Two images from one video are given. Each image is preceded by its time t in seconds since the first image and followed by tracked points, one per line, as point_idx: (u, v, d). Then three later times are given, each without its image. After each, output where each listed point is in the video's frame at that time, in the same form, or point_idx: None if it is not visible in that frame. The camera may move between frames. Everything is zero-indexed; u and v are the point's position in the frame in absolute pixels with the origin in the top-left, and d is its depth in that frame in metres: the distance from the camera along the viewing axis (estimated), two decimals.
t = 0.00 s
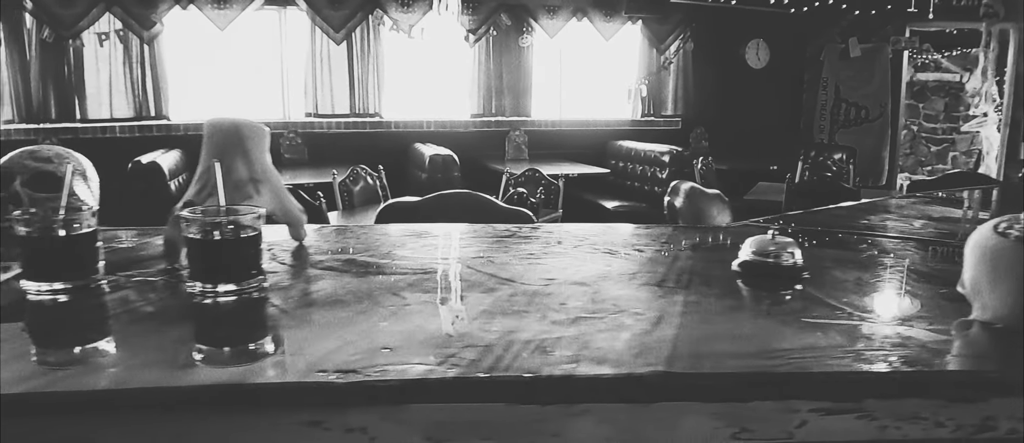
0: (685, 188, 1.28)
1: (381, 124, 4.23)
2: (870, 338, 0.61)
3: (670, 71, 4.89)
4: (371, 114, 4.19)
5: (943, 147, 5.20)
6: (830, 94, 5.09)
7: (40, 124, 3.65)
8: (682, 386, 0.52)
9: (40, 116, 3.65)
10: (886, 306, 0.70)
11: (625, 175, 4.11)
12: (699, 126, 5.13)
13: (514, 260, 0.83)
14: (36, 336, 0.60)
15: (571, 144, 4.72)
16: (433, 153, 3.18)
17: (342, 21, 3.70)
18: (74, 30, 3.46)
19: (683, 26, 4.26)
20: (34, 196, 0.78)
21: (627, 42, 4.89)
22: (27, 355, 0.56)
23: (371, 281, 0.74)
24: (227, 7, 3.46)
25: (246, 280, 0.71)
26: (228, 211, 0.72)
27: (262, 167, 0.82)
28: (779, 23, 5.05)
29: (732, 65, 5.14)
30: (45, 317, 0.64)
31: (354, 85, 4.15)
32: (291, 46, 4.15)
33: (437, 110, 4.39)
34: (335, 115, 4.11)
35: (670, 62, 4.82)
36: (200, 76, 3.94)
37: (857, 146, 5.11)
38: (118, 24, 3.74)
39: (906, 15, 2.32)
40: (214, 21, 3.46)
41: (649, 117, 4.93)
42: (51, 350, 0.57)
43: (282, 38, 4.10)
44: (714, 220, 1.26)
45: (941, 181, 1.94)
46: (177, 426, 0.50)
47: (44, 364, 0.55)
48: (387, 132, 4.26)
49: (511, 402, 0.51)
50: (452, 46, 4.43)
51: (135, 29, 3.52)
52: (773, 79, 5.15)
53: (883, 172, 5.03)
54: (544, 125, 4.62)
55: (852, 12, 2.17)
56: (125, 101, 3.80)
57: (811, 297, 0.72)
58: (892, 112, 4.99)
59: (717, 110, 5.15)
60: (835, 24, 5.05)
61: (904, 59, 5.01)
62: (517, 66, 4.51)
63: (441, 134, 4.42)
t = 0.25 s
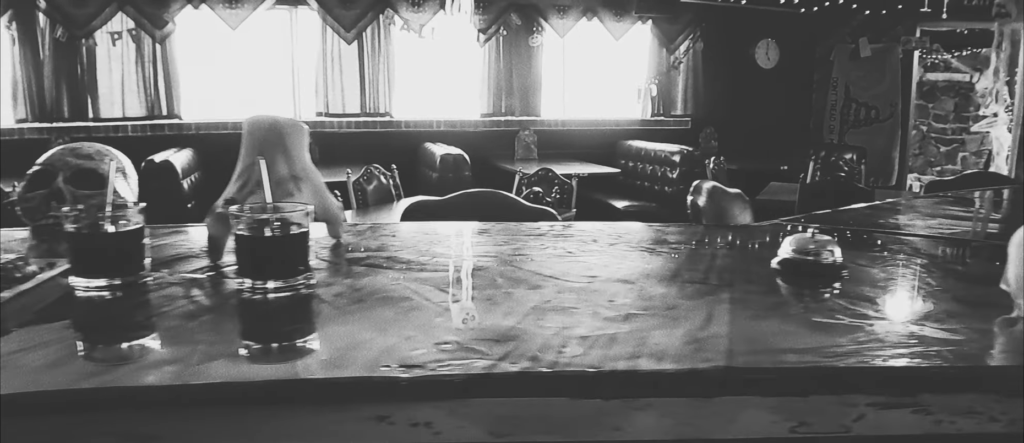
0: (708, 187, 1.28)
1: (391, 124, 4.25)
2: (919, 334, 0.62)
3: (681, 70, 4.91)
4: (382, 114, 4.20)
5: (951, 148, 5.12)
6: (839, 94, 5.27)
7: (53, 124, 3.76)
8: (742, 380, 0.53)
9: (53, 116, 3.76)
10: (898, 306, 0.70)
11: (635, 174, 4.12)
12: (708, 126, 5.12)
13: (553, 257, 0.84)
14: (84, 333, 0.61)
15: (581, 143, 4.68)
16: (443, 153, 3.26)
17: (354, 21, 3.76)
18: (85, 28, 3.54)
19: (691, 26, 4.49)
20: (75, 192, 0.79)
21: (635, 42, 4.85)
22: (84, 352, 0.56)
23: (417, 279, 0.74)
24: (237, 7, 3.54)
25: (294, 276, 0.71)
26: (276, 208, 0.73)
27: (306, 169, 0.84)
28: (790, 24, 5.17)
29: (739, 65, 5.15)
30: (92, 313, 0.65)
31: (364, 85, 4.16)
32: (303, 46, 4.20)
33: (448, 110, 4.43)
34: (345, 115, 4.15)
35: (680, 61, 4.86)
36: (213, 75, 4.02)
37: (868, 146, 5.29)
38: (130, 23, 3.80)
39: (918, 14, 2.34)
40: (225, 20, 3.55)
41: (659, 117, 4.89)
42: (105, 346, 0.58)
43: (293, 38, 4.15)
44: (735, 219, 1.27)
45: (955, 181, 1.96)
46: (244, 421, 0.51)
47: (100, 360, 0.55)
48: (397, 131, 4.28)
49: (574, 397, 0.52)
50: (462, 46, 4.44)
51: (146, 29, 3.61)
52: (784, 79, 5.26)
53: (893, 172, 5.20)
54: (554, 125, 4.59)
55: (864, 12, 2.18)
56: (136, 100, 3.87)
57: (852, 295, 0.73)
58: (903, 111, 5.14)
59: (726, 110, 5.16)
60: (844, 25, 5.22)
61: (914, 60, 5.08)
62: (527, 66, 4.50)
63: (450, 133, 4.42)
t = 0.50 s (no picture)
0: (732, 186, 1.30)
1: (405, 123, 4.28)
2: (966, 328, 0.63)
3: (694, 71, 4.87)
4: (397, 114, 4.24)
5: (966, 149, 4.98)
6: (853, 94, 5.42)
7: (70, 123, 3.77)
8: (797, 375, 0.55)
9: (71, 114, 3.77)
10: (916, 309, 0.68)
11: (649, 175, 4.14)
12: (722, 126, 5.13)
13: (591, 252, 0.85)
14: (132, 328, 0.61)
15: (591, 143, 4.75)
16: (456, 153, 3.30)
17: (368, 19, 4.04)
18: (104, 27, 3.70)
19: (704, 25, 4.77)
20: (118, 189, 0.81)
21: (650, 42, 4.85)
22: (143, 345, 0.57)
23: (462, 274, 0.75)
24: (253, 6, 3.88)
25: (342, 272, 0.72)
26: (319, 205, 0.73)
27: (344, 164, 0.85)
28: (801, 22, 5.32)
29: (755, 66, 5.22)
30: (140, 308, 0.66)
31: (378, 86, 4.19)
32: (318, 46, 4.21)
33: (463, 110, 4.45)
34: (360, 114, 4.19)
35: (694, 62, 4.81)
36: (229, 73, 4.07)
37: (882, 146, 5.36)
38: (147, 23, 3.85)
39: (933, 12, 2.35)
40: (241, 18, 3.88)
41: (672, 117, 4.86)
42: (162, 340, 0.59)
43: (306, 37, 4.14)
44: (762, 218, 1.28)
45: (971, 181, 1.98)
46: (310, 414, 0.52)
47: (160, 353, 0.56)
48: (411, 131, 4.33)
49: (634, 391, 0.54)
50: (476, 45, 4.46)
51: (163, 28, 3.82)
52: (796, 79, 5.40)
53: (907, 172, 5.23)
54: (567, 124, 4.62)
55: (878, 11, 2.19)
56: (153, 99, 3.90)
57: (891, 291, 0.74)
58: (918, 111, 5.18)
59: (740, 110, 5.20)
60: (858, 25, 5.36)
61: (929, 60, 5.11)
62: (540, 65, 4.51)
63: (463, 133, 4.47)
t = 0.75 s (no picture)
0: (758, 186, 1.28)
1: (420, 123, 4.31)
2: (1008, 329, 0.64)
3: (710, 71, 4.88)
4: (412, 113, 4.28)
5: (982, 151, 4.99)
6: (870, 96, 5.38)
7: (89, 122, 3.85)
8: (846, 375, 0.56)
9: (91, 113, 3.88)
10: (933, 312, 0.68)
11: (664, 175, 4.14)
12: (738, 126, 5.08)
13: (626, 252, 0.85)
14: (180, 326, 0.62)
15: (606, 143, 4.73)
16: (472, 153, 3.32)
17: (384, 19, 3.97)
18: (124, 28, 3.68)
19: (720, 25, 4.77)
20: (159, 188, 0.81)
21: (665, 42, 4.84)
22: (194, 343, 0.58)
23: (503, 273, 0.75)
24: (269, 6, 3.77)
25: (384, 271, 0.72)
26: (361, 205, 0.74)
27: (378, 161, 0.86)
28: (818, 22, 5.26)
29: (770, 68, 5.15)
30: (185, 305, 0.66)
31: (394, 87, 4.23)
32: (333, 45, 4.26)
33: (479, 109, 4.49)
34: (377, 114, 4.24)
35: (710, 62, 4.83)
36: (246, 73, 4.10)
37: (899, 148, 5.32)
38: (166, 22, 3.92)
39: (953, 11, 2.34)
40: (259, 19, 3.76)
41: (689, 117, 4.88)
42: (214, 338, 0.59)
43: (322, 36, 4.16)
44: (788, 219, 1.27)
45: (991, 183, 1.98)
46: (364, 412, 0.53)
47: (213, 351, 0.57)
48: (426, 131, 4.35)
49: (685, 390, 0.55)
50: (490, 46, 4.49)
51: (182, 28, 3.75)
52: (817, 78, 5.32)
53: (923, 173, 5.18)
54: (582, 125, 4.61)
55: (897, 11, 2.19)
56: (171, 97, 3.98)
57: (927, 292, 0.75)
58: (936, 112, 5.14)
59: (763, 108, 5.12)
60: (875, 27, 5.37)
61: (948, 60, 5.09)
62: (555, 66, 4.54)
63: (479, 133, 4.49)
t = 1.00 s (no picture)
0: (794, 188, 1.29)
1: (445, 124, 4.32)
2: None
3: (736, 72, 4.81)
4: (438, 114, 4.30)
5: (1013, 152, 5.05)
6: (898, 96, 5.31)
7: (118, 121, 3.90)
8: (914, 376, 0.57)
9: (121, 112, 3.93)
10: (964, 316, 0.68)
11: (691, 175, 4.13)
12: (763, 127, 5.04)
13: (675, 254, 0.86)
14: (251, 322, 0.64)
15: (630, 143, 4.68)
16: (498, 153, 3.34)
17: (410, 20, 4.13)
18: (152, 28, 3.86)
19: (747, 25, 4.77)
20: (215, 187, 0.82)
21: (691, 43, 4.80)
22: (265, 342, 0.59)
23: (557, 273, 0.76)
24: (296, 6, 4.02)
25: (441, 271, 0.74)
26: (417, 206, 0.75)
27: (431, 162, 0.86)
28: (845, 23, 5.11)
29: (795, 67, 5.05)
30: (251, 303, 0.69)
31: (420, 87, 4.25)
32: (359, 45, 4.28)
33: (505, 110, 4.51)
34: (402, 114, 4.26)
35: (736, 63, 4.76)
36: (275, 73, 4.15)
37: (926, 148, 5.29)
38: (195, 22, 3.98)
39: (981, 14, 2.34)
40: (285, 18, 4.02)
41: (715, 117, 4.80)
42: (286, 336, 0.61)
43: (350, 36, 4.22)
44: (824, 219, 1.28)
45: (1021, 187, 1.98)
46: (442, 411, 0.54)
47: (288, 350, 0.58)
48: (450, 131, 4.36)
49: (756, 390, 0.56)
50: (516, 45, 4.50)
51: (210, 27, 3.96)
52: (844, 79, 5.22)
53: (952, 174, 5.18)
54: (607, 125, 4.59)
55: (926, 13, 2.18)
56: (199, 96, 4.03)
57: (980, 294, 0.75)
58: (964, 113, 5.15)
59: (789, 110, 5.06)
60: (903, 26, 5.23)
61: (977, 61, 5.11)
62: (580, 66, 4.53)
63: (504, 134, 4.49)
